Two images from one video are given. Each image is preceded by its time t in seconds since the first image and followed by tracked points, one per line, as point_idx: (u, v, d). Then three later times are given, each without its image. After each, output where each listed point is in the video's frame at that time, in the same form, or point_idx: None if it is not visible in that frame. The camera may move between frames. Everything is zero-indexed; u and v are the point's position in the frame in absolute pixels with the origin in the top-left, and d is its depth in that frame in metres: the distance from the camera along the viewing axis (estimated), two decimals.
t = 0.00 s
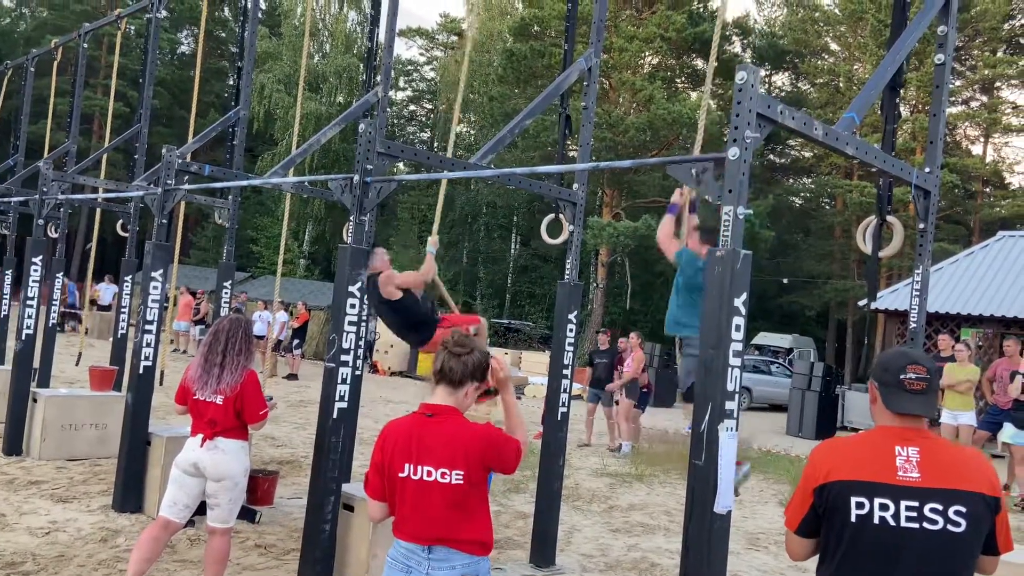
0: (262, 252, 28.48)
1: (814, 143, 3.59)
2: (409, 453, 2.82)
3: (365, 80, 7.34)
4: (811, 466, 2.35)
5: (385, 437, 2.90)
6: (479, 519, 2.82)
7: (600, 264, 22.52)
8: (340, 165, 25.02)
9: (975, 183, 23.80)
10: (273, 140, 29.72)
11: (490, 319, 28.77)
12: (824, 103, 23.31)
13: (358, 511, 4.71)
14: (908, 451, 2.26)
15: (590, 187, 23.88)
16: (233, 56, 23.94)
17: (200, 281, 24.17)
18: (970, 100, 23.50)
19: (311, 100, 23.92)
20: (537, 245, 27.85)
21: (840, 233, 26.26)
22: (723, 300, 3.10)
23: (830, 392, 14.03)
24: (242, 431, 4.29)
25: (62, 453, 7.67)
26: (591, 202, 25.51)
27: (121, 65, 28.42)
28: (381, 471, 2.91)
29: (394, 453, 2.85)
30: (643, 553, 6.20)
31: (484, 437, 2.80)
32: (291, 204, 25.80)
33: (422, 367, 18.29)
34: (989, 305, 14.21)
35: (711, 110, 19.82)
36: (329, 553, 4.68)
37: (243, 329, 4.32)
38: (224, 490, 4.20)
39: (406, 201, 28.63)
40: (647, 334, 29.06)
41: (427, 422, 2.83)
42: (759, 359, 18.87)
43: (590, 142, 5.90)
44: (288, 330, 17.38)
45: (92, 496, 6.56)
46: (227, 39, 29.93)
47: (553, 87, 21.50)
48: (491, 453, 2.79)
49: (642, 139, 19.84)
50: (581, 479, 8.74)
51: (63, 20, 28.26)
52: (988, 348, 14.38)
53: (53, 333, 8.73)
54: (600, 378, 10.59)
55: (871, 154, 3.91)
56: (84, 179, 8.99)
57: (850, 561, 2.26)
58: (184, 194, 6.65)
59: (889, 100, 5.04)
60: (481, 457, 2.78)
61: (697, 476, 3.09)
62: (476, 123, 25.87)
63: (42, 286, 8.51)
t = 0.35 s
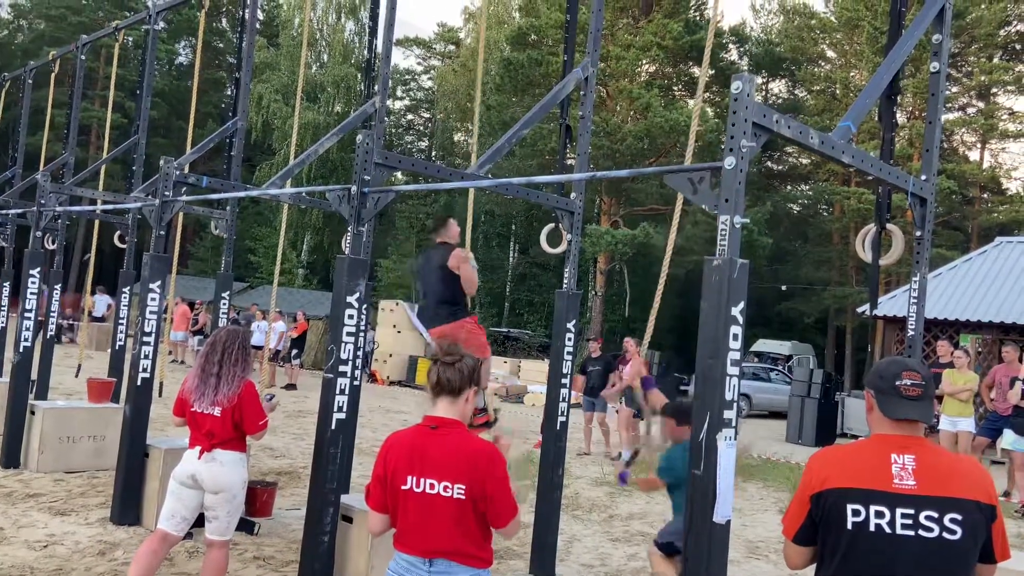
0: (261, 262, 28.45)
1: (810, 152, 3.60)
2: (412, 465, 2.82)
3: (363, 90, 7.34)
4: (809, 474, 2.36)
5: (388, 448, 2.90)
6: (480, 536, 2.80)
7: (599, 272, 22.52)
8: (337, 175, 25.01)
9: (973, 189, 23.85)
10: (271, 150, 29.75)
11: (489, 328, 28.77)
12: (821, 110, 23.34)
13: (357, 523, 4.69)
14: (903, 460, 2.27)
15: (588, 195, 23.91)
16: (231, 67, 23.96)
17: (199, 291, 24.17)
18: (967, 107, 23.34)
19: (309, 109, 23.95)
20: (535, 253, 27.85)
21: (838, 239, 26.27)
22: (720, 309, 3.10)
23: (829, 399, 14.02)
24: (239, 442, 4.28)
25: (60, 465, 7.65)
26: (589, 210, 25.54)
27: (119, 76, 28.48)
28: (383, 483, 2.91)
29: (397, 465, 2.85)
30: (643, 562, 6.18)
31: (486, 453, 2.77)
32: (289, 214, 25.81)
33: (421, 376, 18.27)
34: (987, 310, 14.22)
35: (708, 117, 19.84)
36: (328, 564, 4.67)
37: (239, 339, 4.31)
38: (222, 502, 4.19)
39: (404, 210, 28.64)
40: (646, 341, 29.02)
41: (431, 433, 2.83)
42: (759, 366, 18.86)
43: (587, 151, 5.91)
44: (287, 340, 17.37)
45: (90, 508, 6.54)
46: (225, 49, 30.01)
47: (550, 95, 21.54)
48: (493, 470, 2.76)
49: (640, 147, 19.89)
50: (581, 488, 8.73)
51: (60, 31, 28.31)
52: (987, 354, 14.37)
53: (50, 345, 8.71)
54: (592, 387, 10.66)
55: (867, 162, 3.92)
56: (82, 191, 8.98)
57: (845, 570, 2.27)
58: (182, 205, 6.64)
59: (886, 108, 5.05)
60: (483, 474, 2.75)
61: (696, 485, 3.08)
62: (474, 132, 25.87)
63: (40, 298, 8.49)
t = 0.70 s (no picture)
0: (262, 274, 28.52)
1: (809, 162, 3.60)
2: (415, 480, 2.82)
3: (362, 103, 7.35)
4: (806, 484, 2.37)
5: (390, 463, 2.90)
6: (481, 556, 2.79)
7: (599, 280, 22.54)
8: (338, 186, 25.09)
9: (972, 195, 23.90)
10: (271, 162, 29.82)
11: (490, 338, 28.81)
12: (820, 117, 23.36)
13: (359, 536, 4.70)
14: (901, 469, 2.28)
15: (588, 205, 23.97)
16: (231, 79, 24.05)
17: (200, 304, 24.22)
18: (965, 113, 23.51)
19: (309, 122, 24.03)
20: (536, 262, 27.90)
21: (839, 246, 26.29)
22: (719, 320, 3.10)
23: (831, 407, 13.97)
24: (240, 456, 4.28)
25: (61, 480, 7.64)
26: (588, 219, 25.60)
27: (120, 90, 28.61)
28: (384, 498, 2.90)
29: (400, 481, 2.84)
30: (646, 573, 6.15)
31: (490, 469, 2.78)
32: (290, 225, 25.89)
33: (422, 387, 18.29)
34: (989, 316, 14.21)
35: (707, 127, 19.94)
36: None
37: (240, 352, 4.32)
38: (224, 517, 4.19)
39: (404, 221, 28.70)
40: (648, 350, 29.03)
41: (434, 448, 2.83)
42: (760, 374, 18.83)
43: (586, 162, 5.92)
44: (288, 351, 17.38)
45: (92, 523, 6.53)
46: (225, 62, 30.15)
47: (549, 105, 21.62)
48: (497, 486, 2.76)
49: (639, 156, 19.96)
50: (583, 499, 8.70)
51: (61, 46, 28.45)
52: (989, 360, 14.34)
53: (52, 359, 8.72)
54: (592, 397, 10.58)
55: (866, 171, 3.93)
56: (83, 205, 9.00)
57: None
58: (182, 220, 6.65)
59: (884, 117, 5.06)
60: (486, 488, 2.76)
61: (698, 497, 3.07)
62: (474, 142, 25.92)
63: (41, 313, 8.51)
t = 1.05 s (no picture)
0: (267, 284, 28.54)
1: (813, 169, 3.60)
2: (422, 494, 2.81)
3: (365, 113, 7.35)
4: (809, 493, 2.39)
5: (396, 477, 2.88)
6: (488, 567, 2.78)
7: (604, 288, 22.50)
8: (341, 197, 25.13)
9: (977, 199, 23.82)
10: (275, 173, 29.88)
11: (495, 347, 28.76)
12: (823, 122, 23.30)
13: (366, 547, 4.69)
14: (904, 478, 2.30)
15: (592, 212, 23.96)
16: (234, 91, 24.11)
17: (205, 315, 24.24)
18: (969, 117, 23.50)
19: (312, 132, 24.08)
20: (540, 270, 27.88)
21: (844, 251, 26.22)
22: (725, 329, 3.10)
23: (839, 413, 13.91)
24: (248, 469, 4.28)
25: (69, 493, 7.65)
26: (592, 226, 25.58)
27: (124, 102, 28.73)
28: (391, 512, 2.89)
29: (406, 495, 2.83)
30: None
31: (496, 480, 2.78)
32: (294, 236, 25.94)
33: (428, 396, 18.27)
34: (996, 320, 14.16)
35: (710, 134, 19.93)
36: None
37: (246, 364, 4.32)
38: (231, 529, 4.19)
39: (408, 230, 28.72)
40: (654, 357, 28.96)
41: (441, 461, 2.82)
42: (766, 381, 18.77)
43: (590, 171, 5.92)
44: (294, 362, 17.40)
45: (99, 537, 6.54)
46: (229, 73, 30.26)
47: (552, 113, 21.63)
48: (503, 497, 2.76)
49: (643, 163, 19.94)
50: (590, 507, 8.69)
51: (66, 59, 28.59)
52: (997, 364, 14.29)
53: (58, 373, 8.74)
54: (598, 406, 10.55)
55: (870, 177, 3.93)
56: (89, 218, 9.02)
57: None
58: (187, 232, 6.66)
59: (887, 122, 5.06)
60: (494, 500, 2.76)
61: (706, 507, 3.06)
62: (477, 151, 25.91)
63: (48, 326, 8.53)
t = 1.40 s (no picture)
0: (276, 290, 28.61)
1: (821, 174, 3.60)
2: (433, 502, 2.81)
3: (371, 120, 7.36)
4: (816, 500, 2.39)
5: (406, 485, 2.89)
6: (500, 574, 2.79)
7: (612, 291, 22.47)
8: (348, 203, 25.19)
9: (987, 199, 23.74)
10: (283, 179, 29.96)
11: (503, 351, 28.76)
12: (831, 123, 23.21)
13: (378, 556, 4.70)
14: (911, 484, 2.31)
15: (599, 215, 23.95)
16: (241, 98, 24.18)
17: (215, 322, 24.31)
18: (978, 116, 23.45)
19: (320, 139, 24.14)
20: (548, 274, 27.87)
21: (853, 252, 26.13)
22: (736, 335, 3.09)
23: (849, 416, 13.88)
24: (260, 477, 4.30)
25: (81, 501, 7.68)
26: (600, 230, 25.56)
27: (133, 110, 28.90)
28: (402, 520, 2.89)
29: (417, 503, 2.83)
30: None
31: (507, 488, 2.79)
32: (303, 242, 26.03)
33: (437, 401, 18.29)
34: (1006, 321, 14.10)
35: (717, 137, 19.91)
36: None
37: (255, 373, 4.33)
38: (244, 537, 4.21)
39: (416, 235, 28.74)
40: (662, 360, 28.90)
41: (452, 469, 2.83)
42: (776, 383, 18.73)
43: (598, 176, 5.93)
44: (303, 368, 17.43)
45: (112, 545, 6.56)
46: (236, 81, 30.39)
47: (558, 117, 21.63)
48: (514, 505, 2.78)
49: (650, 166, 19.93)
50: (601, 512, 8.68)
51: (75, 68, 28.76)
52: (1008, 365, 14.22)
53: (69, 381, 8.78)
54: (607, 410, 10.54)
55: (879, 182, 3.93)
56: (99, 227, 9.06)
57: None
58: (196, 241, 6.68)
59: (895, 125, 5.05)
60: (506, 508, 2.77)
61: (717, 513, 3.06)
62: (484, 155, 25.90)
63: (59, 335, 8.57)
